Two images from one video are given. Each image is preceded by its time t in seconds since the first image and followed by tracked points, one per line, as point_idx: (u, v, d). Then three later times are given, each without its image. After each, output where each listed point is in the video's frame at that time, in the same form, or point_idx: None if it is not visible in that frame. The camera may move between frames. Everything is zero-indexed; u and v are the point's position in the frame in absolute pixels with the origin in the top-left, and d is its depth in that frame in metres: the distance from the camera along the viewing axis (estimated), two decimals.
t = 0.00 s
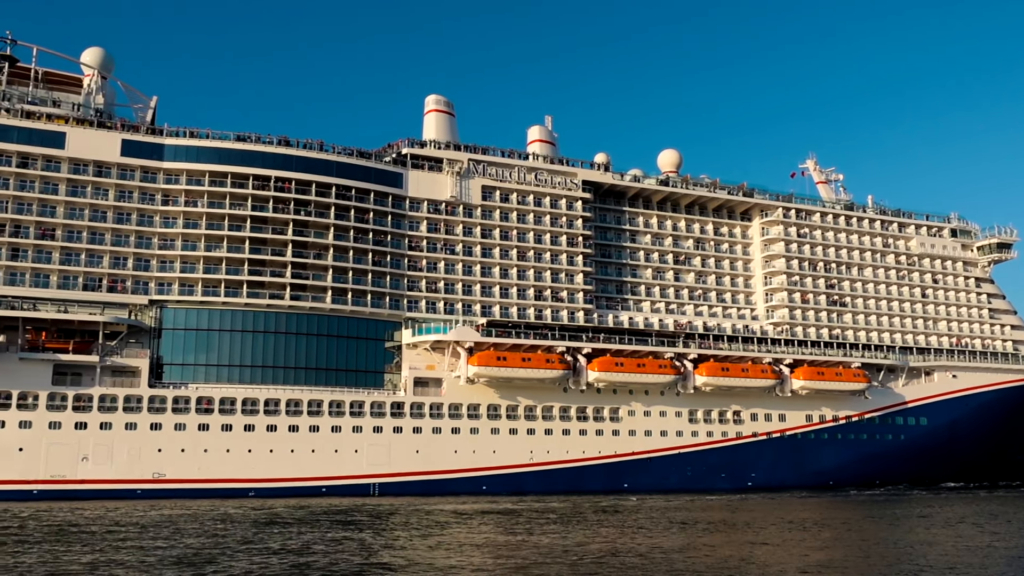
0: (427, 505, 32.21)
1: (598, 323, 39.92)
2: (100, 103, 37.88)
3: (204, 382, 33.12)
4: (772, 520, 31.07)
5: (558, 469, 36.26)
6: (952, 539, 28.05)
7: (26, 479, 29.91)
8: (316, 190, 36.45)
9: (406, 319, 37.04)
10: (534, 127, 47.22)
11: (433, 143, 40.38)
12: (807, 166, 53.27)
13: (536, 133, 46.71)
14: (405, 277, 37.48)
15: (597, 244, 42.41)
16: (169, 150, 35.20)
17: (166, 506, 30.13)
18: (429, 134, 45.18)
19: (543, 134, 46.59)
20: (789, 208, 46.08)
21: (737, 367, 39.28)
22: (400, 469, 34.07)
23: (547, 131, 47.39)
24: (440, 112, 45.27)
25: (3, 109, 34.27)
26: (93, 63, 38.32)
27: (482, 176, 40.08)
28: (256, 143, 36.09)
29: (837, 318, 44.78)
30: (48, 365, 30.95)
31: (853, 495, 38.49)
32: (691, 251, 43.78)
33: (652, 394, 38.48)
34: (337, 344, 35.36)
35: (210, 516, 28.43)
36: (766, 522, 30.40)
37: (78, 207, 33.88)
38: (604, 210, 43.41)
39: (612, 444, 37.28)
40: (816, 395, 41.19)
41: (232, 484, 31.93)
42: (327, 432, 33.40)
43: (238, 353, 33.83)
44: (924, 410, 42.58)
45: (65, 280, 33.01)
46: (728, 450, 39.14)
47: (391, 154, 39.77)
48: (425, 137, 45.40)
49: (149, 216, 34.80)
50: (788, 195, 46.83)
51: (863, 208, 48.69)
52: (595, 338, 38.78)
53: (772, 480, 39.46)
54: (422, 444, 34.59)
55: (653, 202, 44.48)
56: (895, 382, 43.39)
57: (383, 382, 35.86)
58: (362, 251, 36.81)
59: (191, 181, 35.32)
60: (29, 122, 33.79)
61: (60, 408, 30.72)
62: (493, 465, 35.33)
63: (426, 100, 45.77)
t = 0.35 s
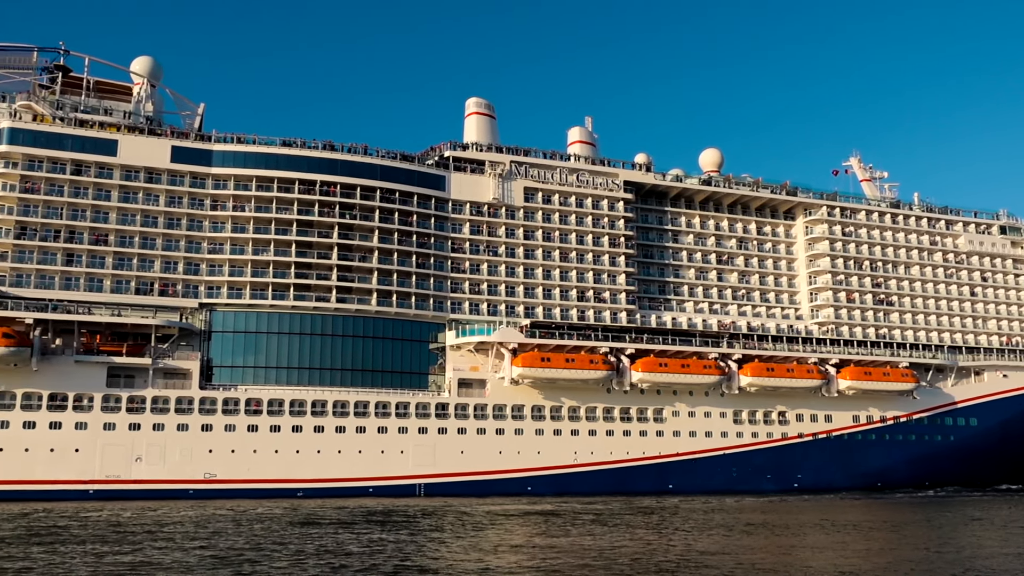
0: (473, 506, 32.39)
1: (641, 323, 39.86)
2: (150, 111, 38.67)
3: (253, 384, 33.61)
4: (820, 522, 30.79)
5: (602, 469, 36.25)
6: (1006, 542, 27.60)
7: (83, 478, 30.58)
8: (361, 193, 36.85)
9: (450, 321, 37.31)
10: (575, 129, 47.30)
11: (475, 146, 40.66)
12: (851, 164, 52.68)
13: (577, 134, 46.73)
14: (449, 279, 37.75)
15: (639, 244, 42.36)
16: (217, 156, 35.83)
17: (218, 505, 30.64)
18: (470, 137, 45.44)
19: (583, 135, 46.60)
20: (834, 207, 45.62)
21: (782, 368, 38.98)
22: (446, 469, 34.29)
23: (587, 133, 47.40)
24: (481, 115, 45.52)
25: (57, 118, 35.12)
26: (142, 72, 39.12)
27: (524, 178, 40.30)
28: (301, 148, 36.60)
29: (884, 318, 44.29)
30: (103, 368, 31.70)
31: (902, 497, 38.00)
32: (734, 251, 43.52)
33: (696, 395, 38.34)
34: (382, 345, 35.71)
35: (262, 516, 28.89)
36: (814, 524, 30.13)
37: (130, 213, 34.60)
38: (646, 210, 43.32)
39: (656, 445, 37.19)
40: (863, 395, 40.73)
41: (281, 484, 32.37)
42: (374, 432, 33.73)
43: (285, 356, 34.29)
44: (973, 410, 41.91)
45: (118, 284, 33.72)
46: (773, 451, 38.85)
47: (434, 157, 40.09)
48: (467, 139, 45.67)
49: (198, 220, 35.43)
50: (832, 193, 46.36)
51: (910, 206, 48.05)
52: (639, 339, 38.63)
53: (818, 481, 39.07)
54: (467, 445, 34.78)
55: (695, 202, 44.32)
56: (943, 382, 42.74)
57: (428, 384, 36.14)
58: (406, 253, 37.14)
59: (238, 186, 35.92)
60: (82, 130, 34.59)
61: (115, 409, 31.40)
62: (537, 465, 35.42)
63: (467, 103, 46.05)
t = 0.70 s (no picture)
0: (517, 507, 32.49)
1: (683, 324, 39.73)
2: (196, 118, 39.36)
3: (300, 386, 34.00)
4: (869, 525, 30.44)
5: (646, 471, 36.16)
6: None
7: (135, 479, 31.21)
8: (404, 197, 37.22)
9: (493, 323, 37.49)
10: (615, 130, 47.26)
11: (516, 148, 40.88)
12: (895, 161, 52.03)
13: (617, 135, 46.67)
14: (491, 281, 37.97)
15: (681, 244, 42.23)
16: (263, 161, 36.40)
17: (267, 506, 31.08)
18: (510, 139, 45.61)
19: (623, 135, 46.55)
20: (879, 205, 45.07)
21: (828, 368, 38.62)
22: (490, 471, 34.44)
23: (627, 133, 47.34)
24: (521, 117, 45.67)
25: (107, 127, 35.89)
26: (189, 80, 39.82)
27: (565, 180, 40.44)
28: (345, 153, 37.07)
29: (931, 317, 43.75)
30: (155, 371, 32.34)
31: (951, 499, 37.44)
32: (778, 250, 43.19)
33: (740, 396, 38.10)
34: (426, 347, 35.98)
35: (310, 517, 29.26)
36: (863, 527, 29.80)
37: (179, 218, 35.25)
38: (688, 210, 43.18)
39: (700, 446, 37.03)
40: (911, 396, 40.21)
41: (327, 486, 32.75)
42: (418, 434, 33.98)
43: (331, 358, 34.67)
44: None
45: (168, 289, 34.35)
46: (819, 452, 38.47)
47: (475, 160, 40.36)
48: (507, 142, 45.85)
49: (245, 225, 36.00)
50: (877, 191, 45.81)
51: (956, 203, 47.35)
52: (682, 339, 38.12)
53: (865, 483, 38.61)
54: (511, 447, 34.90)
55: (737, 202, 44.08)
56: (993, 382, 42.06)
57: (471, 386, 36.33)
58: (449, 256, 37.45)
59: (284, 191, 36.45)
60: (132, 139, 35.33)
61: (166, 412, 32.01)
62: (581, 467, 35.44)
63: (507, 105, 46.22)
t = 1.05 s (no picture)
0: (562, 509, 32.50)
1: (727, 325, 39.50)
2: (242, 125, 39.97)
3: (345, 389, 34.28)
4: (920, 528, 30.00)
5: (691, 473, 35.98)
6: None
7: (187, 481, 31.74)
8: (446, 201, 37.49)
9: (536, 325, 37.56)
10: (655, 131, 47.14)
11: (558, 151, 40.99)
12: (941, 159, 51.28)
13: (657, 136, 46.54)
14: (534, 283, 38.07)
15: (724, 245, 41.99)
16: (307, 166, 36.85)
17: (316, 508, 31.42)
18: (551, 142, 45.67)
19: (663, 136, 46.42)
20: (925, 203, 44.43)
21: (875, 368, 38.16)
22: (535, 473, 34.50)
23: (667, 134, 47.19)
24: (561, 119, 45.75)
25: (157, 135, 36.59)
26: (235, 88, 40.46)
27: (607, 181, 40.43)
28: (389, 157, 37.43)
29: (980, 316, 43.13)
30: (205, 374, 32.88)
31: (1004, 502, 36.80)
32: (822, 250, 42.75)
33: (786, 397, 37.77)
34: (470, 349, 36.16)
35: (359, 519, 29.55)
36: (914, 530, 29.38)
37: (227, 224, 35.83)
38: (730, 210, 42.94)
39: (745, 448, 36.78)
40: (961, 397, 39.62)
41: (374, 487, 33.03)
42: (463, 436, 34.14)
43: (377, 361, 34.96)
44: None
45: (217, 294, 34.92)
46: (867, 454, 38.01)
47: (517, 163, 40.52)
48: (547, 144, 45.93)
49: (291, 230, 36.46)
50: (923, 189, 45.18)
51: (1005, 201, 46.55)
52: (726, 340, 37.96)
53: (915, 485, 38.08)
54: (555, 449, 34.93)
55: (780, 201, 43.74)
56: None
57: (515, 388, 36.42)
58: (492, 259, 37.64)
59: (329, 196, 36.89)
60: (180, 146, 35.97)
61: (216, 414, 32.53)
62: (625, 469, 35.36)
63: (547, 108, 46.31)
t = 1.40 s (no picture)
0: (608, 512, 32.45)
1: (771, 326, 39.19)
2: (286, 132, 40.50)
3: (390, 392, 34.56)
4: (973, 532, 29.52)
5: (737, 476, 35.73)
6: None
7: (236, 483, 32.18)
8: (489, 204, 37.69)
9: (578, 328, 37.60)
10: (695, 132, 46.93)
11: (598, 153, 41.00)
12: (988, 156, 50.48)
13: (697, 137, 46.33)
14: (576, 286, 38.11)
15: (768, 245, 41.70)
16: (351, 172, 37.27)
17: (362, 510, 31.69)
18: (591, 144, 45.63)
19: (704, 137, 46.18)
20: (973, 201, 43.75)
21: (924, 369, 37.64)
22: (579, 475, 34.49)
23: (708, 135, 46.96)
24: (600, 122, 45.72)
25: (204, 143, 37.20)
26: (279, 95, 41.02)
27: (648, 183, 40.36)
28: (431, 162, 37.74)
29: None
30: (252, 378, 33.34)
31: None
32: (867, 250, 42.27)
33: (832, 399, 37.37)
34: (513, 352, 36.26)
35: (406, 521, 29.77)
36: (967, 534, 28.91)
37: (272, 229, 36.32)
38: (773, 211, 42.63)
39: (791, 451, 36.44)
40: (1012, 398, 39.05)
41: (420, 490, 33.22)
42: (507, 439, 34.23)
43: (421, 364, 35.19)
44: None
45: (264, 298, 35.38)
46: (916, 456, 37.49)
47: (558, 166, 40.63)
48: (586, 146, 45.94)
49: (335, 235, 36.86)
50: (971, 187, 44.48)
51: None
52: (771, 342, 37.69)
53: (965, 488, 37.47)
54: (600, 451, 34.88)
55: (824, 201, 43.34)
56: None
57: (558, 391, 36.44)
58: (534, 261, 37.74)
59: (372, 201, 37.25)
60: (227, 153, 36.55)
61: (264, 417, 32.94)
62: (670, 472, 35.21)
63: (586, 110, 46.31)
